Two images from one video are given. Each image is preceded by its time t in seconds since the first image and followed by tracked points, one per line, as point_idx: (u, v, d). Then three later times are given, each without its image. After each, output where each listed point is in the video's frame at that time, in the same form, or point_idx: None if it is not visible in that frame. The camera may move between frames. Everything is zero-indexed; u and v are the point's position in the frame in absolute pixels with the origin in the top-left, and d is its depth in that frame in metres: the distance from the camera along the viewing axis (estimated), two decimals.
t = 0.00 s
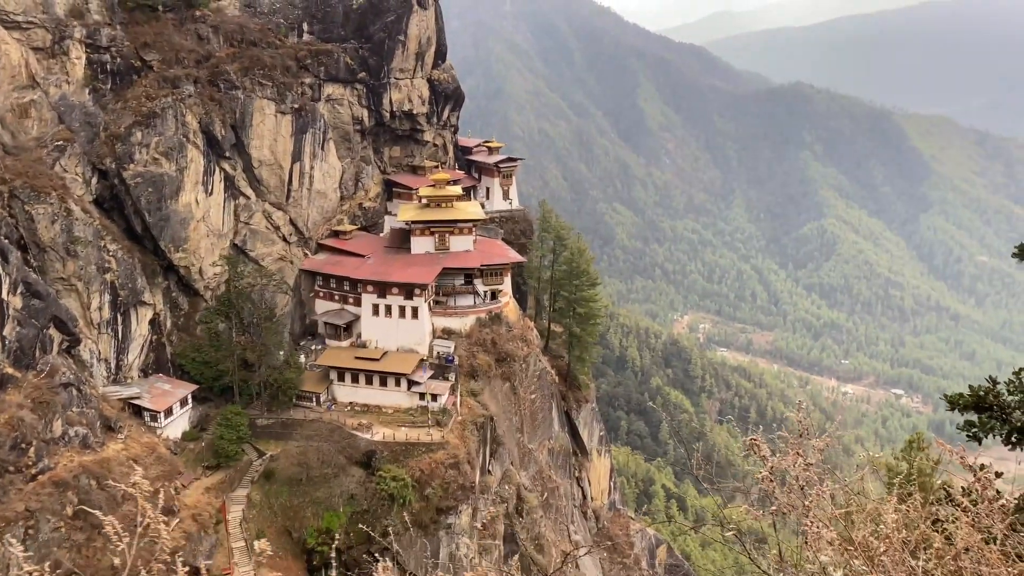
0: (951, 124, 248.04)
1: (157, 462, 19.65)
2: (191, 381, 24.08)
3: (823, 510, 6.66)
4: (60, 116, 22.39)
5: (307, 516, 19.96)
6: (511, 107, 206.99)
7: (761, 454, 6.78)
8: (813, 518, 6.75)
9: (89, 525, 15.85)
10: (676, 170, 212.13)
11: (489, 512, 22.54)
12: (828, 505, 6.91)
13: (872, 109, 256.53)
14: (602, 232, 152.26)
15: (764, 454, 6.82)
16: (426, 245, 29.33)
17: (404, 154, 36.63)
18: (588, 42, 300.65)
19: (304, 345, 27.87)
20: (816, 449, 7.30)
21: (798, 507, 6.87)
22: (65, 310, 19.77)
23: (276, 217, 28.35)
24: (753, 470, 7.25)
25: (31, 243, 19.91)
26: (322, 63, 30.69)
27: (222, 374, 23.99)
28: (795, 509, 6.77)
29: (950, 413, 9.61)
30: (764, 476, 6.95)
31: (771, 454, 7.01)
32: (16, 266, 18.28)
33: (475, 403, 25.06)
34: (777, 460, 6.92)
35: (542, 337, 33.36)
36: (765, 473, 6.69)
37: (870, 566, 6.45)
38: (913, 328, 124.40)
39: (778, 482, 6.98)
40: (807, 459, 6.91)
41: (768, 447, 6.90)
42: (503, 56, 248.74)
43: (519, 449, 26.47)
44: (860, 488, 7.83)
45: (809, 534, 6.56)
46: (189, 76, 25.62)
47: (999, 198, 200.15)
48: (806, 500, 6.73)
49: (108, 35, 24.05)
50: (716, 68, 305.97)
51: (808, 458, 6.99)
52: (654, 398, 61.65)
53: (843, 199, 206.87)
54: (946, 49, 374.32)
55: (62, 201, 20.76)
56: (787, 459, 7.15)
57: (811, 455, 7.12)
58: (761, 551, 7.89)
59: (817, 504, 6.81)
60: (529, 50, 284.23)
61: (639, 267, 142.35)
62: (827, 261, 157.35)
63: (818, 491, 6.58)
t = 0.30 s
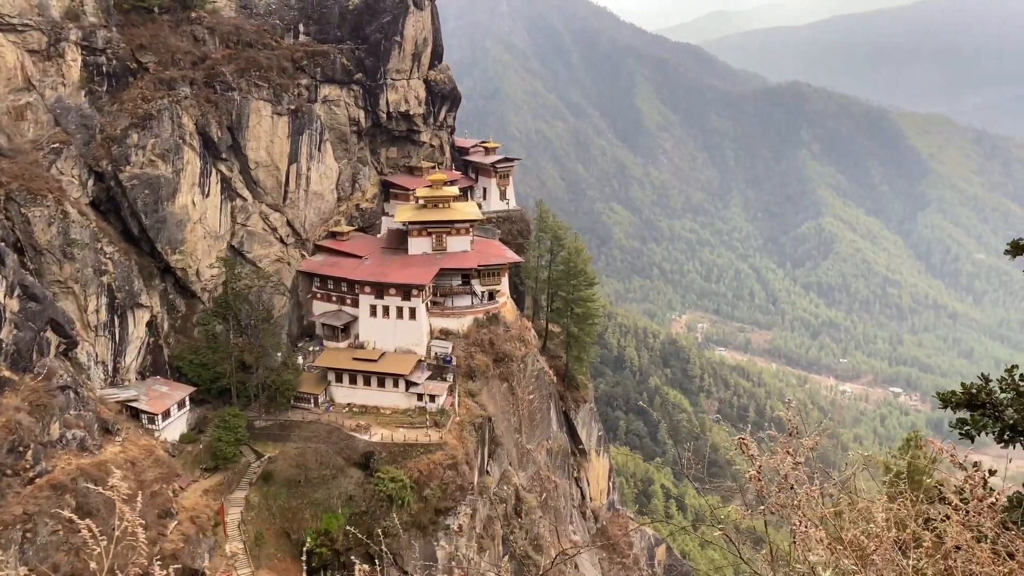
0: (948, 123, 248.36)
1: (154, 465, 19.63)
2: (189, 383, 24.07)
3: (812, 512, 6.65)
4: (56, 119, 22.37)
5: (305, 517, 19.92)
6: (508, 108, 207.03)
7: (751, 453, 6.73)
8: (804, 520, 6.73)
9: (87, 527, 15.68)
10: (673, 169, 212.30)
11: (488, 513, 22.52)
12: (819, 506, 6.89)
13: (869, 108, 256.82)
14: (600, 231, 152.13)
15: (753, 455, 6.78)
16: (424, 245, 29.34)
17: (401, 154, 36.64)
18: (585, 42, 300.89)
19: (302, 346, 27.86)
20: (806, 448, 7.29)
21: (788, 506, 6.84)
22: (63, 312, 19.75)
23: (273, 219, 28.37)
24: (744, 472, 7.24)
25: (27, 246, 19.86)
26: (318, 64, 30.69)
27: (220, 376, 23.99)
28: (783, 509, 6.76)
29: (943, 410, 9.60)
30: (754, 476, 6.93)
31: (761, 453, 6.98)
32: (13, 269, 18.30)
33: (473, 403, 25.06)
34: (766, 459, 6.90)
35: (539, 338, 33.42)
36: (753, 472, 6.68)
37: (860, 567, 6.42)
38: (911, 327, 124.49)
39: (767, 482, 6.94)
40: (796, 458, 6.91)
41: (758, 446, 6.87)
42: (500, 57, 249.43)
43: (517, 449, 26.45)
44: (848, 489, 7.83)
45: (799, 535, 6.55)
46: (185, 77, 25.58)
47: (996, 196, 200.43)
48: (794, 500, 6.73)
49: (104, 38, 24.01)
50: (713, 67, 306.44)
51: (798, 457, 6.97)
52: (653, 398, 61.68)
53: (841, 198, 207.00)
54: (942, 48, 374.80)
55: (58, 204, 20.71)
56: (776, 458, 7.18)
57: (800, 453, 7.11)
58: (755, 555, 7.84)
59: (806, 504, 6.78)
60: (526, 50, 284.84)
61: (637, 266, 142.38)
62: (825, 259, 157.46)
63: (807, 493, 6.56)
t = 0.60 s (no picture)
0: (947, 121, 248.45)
1: (154, 465, 19.64)
2: (189, 383, 24.07)
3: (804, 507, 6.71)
4: (55, 120, 22.36)
5: (305, 518, 19.89)
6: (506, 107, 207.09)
7: (742, 450, 6.80)
8: (799, 516, 6.79)
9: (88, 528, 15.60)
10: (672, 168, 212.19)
11: (488, 512, 22.53)
12: (813, 499, 6.95)
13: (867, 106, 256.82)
14: (599, 231, 151.96)
15: (744, 450, 6.84)
16: (423, 245, 29.34)
17: (400, 154, 36.66)
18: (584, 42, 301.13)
19: (302, 346, 27.88)
20: (799, 443, 7.38)
21: (779, 503, 6.91)
22: (61, 313, 19.73)
23: (272, 219, 28.39)
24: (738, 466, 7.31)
25: (26, 246, 19.82)
26: (317, 64, 30.67)
27: (219, 377, 23.99)
28: (779, 502, 6.78)
29: (938, 407, 9.65)
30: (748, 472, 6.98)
31: (752, 449, 7.09)
32: (12, 269, 18.27)
33: (473, 402, 25.06)
34: (758, 455, 6.99)
35: (539, 337, 33.48)
36: (745, 467, 6.74)
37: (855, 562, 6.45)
38: (910, 325, 124.50)
39: (759, 476, 7.00)
40: (788, 454, 6.96)
41: (749, 442, 6.97)
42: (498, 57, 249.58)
43: (517, 449, 26.45)
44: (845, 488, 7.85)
45: (789, 530, 6.62)
46: (183, 78, 25.58)
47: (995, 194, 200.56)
48: (787, 496, 6.78)
49: (102, 39, 23.96)
50: (711, 66, 306.78)
51: (791, 451, 7.04)
52: (653, 398, 61.76)
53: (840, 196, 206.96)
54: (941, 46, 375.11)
55: (57, 205, 20.71)
56: (768, 453, 7.25)
57: (794, 449, 7.16)
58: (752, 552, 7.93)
59: (799, 500, 6.84)
60: (524, 50, 284.99)
61: (637, 265, 142.29)
62: (824, 257, 157.39)
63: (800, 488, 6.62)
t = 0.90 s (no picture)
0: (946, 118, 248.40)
1: (154, 465, 19.67)
2: (189, 383, 24.11)
3: (793, 500, 6.80)
4: (54, 120, 22.33)
5: (305, 517, 19.89)
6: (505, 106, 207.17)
7: (730, 442, 6.90)
8: (789, 509, 6.87)
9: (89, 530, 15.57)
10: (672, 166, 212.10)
11: (488, 510, 22.56)
12: (804, 492, 7.04)
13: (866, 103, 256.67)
14: (599, 230, 151.82)
15: (732, 445, 6.97)
16: (422, 244, 29.35)
17: (399, 153, 36.70)
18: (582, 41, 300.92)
19: (302, 346, 27.89)
20: (789, 438, 7.47)
21: (769, 495, 7.00)
22: (61, 313, 19.73)
23: (271, 219, 28.39)
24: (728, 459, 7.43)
25: (26, 247, 19.82)
26: (316, 63, 30.65)
27: (219, 376, 23.99)
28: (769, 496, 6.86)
29: (931, 401, 9.65)
30: (736, 463, 7.07)
31: (743, 441, 7.19)
32: (11, 270, 18.27)
33: (473, 401, 25.06)
34: (746, 447, 7.09)
35: (538, 335, 33.55)
36: (733, 460, 6.86)
37: (843, 556, 6.54)
38: (910, 322, 124.52)
39: (748, 469, 7.10)
40: (778, 446, 7.07)
41: (737, 435, 7.11)
42: (497, 56, 249.56)
43: (517, 447, 26.50)
44: (837, 485, 7.91)
45: (778, 524, 6.69)
46: (182, 78, 25.55)
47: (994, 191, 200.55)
48: (778, 489, 6.86)
49: (100, 38, 23.95)
50: (709, 65, 306.67)
51: (779, 444, 7.14)
52: (653, 396, 61.86)
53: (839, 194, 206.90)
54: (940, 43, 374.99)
55: (56, 205, 20.71)
56: (759, 447, 7.34)
57: (783, 441, 7.25)
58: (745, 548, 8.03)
59: (787, 494, 6.93)
60: (523, 49, 284.98)
61: (636, 264, 142.22)
62: (824, 255, 157.28)
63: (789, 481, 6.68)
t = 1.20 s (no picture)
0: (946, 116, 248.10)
1: (155, 465, 19.67)
2: (190, 383, 24.14)
3: (788, 492, 6.84)
4: (54, 120, 22.34)
5: (307, 516, 19.89)
6: (505, 105, 207.15)
7: (719, 436, 6.96)
8: (782, 502, 6.94)
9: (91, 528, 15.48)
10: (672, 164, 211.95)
11: (489, 509, 22.61)
12: (798, 486, 7.09)
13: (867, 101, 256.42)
14: (599, 229, 151.72)
15: (722, 437, 7.04)
16: (422, 243, 29.36)
17: (399, 152, 36.75)
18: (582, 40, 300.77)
19: (303, 345, 27.93)
20: (782, 431, 7.54)
21: (761, 489, 7.03)
22: (63, 313, 19.76)
23: (272, 218, 28.44)
24: (719, 451, 7.45)
25: (26, 246, 19.84)
26: (316, 63, 30.67)
27: (220, 376, 24.05)
28: (760, 490, 6.94)
29: (926, 395, 9.65)
30: (726, 456, 7.15)
31: (733, 434, 7.24)
32: (13, 269, 18.35)
33: (474, 400, 25.10)
34: (736, 439, 7.16)
35: (539, 334, 33.56)
36: (723, 452, 6.89)
37: (835, 548, 6.60)
38: (911, 320, 124.37)
39: (737, 462, 7.16)
40: (769, 440, 7.11)
41: (728, 428, 7.14)
42: (497, 55, 249.48)
43: (518, 445, 26.53)
44: (832, 480, 7.94)
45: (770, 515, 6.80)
46: (182, 77, 25.57)
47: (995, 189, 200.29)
48: (769, 485, 6.94)
49: (101, 39, 23.99)
50: (709, 63, 306.63)
51: (771, 437, 7.18)
52: (654, 394, 61.88)
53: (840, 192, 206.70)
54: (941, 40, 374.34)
55: (57, 205, 20.72)
56: (750, 439, 7.45)
57: (774, 435, 7.30)
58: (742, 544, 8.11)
59: (778, 487, 6.96)
60: (522, 49, 285.27)
61: (637, 262, 142.09)
62: (825, 253, 157.10)
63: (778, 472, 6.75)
